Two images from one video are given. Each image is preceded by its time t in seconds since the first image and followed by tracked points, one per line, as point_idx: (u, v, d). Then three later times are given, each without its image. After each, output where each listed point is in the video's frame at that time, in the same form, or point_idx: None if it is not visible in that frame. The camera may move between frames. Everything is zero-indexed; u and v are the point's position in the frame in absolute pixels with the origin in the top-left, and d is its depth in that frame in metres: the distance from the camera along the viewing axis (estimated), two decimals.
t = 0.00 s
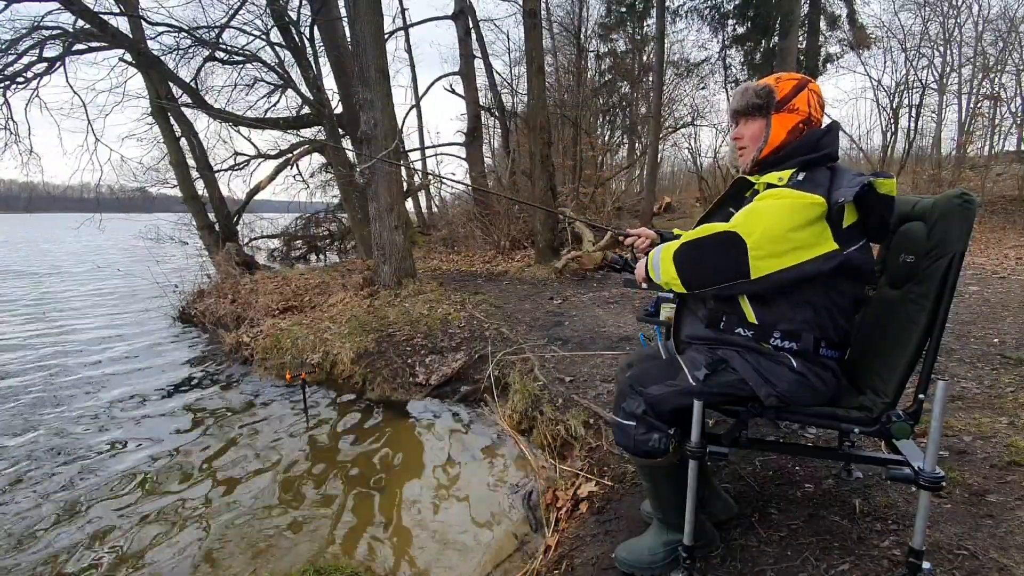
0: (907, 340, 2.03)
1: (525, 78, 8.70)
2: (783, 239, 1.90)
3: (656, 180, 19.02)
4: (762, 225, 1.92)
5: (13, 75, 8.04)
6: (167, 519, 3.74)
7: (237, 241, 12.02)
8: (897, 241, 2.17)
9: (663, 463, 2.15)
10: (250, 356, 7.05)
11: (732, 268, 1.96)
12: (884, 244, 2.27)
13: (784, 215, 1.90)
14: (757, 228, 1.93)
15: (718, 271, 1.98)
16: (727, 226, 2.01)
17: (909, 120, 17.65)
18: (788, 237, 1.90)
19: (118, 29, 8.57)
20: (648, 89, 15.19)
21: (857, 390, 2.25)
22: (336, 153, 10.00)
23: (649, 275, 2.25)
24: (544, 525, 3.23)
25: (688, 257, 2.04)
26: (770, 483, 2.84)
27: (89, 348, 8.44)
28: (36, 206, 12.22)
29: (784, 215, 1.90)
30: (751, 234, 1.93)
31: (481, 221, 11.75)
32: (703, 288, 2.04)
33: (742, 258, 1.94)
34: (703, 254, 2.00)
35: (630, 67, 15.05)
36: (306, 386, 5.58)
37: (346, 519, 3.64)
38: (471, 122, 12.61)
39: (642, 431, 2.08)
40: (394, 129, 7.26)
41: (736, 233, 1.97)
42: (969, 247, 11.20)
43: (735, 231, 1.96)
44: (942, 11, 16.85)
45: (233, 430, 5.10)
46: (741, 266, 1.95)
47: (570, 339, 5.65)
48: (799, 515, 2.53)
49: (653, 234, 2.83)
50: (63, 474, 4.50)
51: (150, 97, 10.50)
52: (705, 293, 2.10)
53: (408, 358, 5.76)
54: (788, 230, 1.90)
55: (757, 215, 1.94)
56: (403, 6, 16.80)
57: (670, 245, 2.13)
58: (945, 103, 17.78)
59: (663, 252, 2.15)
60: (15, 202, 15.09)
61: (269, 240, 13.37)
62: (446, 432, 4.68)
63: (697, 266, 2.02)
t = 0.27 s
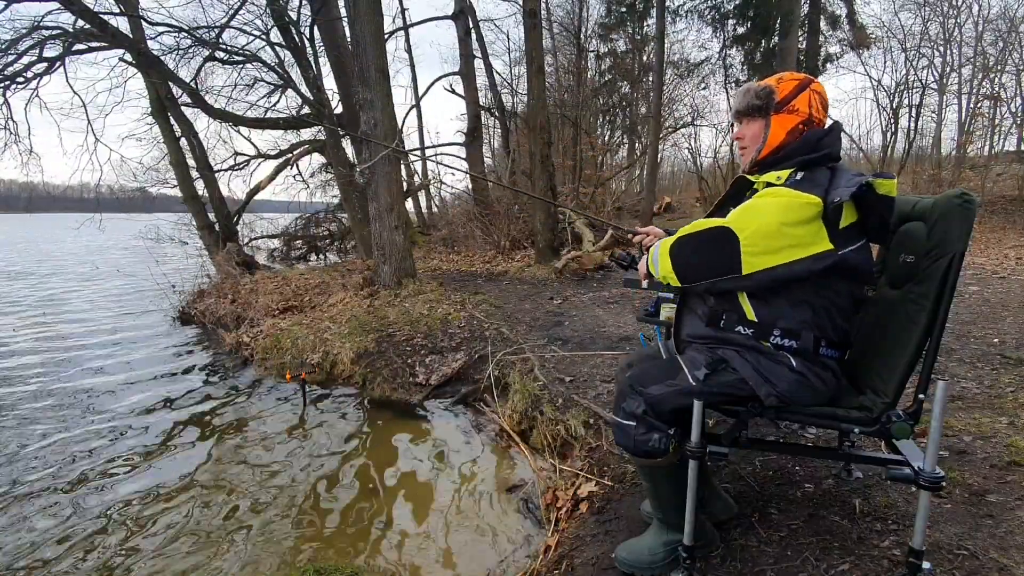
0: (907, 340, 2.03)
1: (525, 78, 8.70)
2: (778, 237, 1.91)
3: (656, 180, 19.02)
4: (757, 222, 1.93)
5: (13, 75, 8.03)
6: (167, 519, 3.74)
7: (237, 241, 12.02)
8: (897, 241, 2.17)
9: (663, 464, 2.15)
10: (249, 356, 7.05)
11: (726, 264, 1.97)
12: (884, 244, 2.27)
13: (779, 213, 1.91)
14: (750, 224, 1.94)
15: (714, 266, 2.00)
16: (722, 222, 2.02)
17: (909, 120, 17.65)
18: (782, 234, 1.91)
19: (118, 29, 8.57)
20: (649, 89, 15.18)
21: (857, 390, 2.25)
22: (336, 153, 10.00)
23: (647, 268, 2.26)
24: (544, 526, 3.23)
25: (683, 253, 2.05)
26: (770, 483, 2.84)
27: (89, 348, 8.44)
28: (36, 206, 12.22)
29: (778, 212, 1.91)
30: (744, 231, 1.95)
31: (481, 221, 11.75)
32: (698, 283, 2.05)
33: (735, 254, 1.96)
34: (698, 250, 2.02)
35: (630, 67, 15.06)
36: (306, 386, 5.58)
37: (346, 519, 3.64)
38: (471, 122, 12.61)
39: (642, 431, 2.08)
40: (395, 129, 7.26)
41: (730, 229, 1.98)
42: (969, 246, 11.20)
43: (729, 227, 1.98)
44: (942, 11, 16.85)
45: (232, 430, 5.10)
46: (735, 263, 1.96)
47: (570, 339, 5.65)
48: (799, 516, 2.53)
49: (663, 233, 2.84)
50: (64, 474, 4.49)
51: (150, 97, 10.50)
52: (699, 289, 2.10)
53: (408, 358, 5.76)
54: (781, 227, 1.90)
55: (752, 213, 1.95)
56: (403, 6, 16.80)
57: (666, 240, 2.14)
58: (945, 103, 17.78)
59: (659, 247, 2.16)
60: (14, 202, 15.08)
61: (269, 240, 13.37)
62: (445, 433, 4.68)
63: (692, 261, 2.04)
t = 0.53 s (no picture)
0: (907, 340, 2.03)
1: (525, 78, 8.71)
2: (775, 235, 1.92)
3: (656, 180, 19.02)
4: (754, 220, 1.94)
5: (13, 75, 8.04)
6: (167, 519, 3.74)
7: (237, 241, 12.02)
8: (897, 241, 2.17)
9: (663, 464, 2.15)
10: (249, 356, 7.05)
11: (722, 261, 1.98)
12: (883, 244, 2.27)
13: (775, 211, 1.92)
14: (744, 221, 1.95)
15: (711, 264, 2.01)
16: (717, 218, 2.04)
17: (909, 120, 17.65)
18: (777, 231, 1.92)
19: (118, 29, 8.58)
20: (649, 89, 15.18)
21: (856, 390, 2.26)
22: (336, 153, 10.00)
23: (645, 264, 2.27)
24: (544, 526, 3.23)
25: (680, 249, 2.06)
26: (770, 483, 2.84)
27: (89, 348, 8.44)
28: (36, 206, 12.23)
29: (772, 210, 1.92)
30: (738, 228, 1.96)
31: (481, 221, 11.75)
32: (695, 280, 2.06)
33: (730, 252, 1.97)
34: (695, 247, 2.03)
35: (630, 67, 15.07)
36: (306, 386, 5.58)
37: (346, 519, 3.64)
38: (471, 122, 12.62)
39: (642, 431, 2.08)
40: (394, 129, 7.26)
41: (725, 226, 1.99)
42: (969, 246, 11.20)
43: (725, 225, 1.99)
44: (942, 11, 16.84)
45: (232, 430, 5.10)
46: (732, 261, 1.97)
47: (570, 339, 5.65)
48: (799, 516, 2.53)
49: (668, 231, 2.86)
50: (64, 474, 4.50)
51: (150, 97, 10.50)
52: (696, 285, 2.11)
53: (408, 358, 5.77)
54: (775, 224, 1.92)
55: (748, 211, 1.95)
56: (403, 6, 16.80)
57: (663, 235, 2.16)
58: (945, 103, 17.76)
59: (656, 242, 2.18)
60: (14, 202, 15.08)
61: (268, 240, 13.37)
62: (445, 433, 4.68)
63: (689, 258, 2.04)
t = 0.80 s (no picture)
0: (906, 341, 2.03)
1: (525, 78, 8.71)
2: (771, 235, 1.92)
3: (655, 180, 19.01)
4: (749, 219, 1.93)
5: (13, 76, 8.04)
6: (167, 519, 3.74)
7: (237, 241, 12.03)
8: (896, 241, 2.17)
9: (663, 464, 2.15)
10: (249, 356, 7.05)
11: (719, 261, 1.98)
12: (883, 244, 2.27)
13: (770, 210, 1.92)
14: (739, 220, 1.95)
15: (708, 263, 2.01)
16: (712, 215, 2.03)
17: (909, 120, 17.65)
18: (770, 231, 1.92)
19: (117, 29, 8.58)
20: (648, 89, 15.19)
21: (856, 390, 2.26)
22: (336, 153, 10.01)
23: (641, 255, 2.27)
24: (544, 525, 3.23)
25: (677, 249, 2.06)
26: (770, 483, 2.84)
27: (89, 348, 8.44)
28: (36, 206, 12.24)
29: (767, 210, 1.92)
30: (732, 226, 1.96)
31: (481, 221, 11.75)
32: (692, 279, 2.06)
33: (725, 252, 1.97)
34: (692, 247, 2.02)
35: (630, 67, 15.07)
36: (306, 385, 5.58)
37: (346, 518, 3.65)
38: (471, 122, 12.62)
39: (642, 431, 2.08)
40: (395, 129, 7.26)
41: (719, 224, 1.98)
42: (969, 246, 11.20)
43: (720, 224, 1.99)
44: (942, 11, 16.84)
45: (233, 430, 5.10)
46: (729, 260, 1.97)
47: (570, 339, 5.65)
48: (799, 516, 2.53)
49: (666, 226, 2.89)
50: (63, 474, 4.49)
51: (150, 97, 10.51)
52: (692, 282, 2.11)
53: (408, 358, 5.77)
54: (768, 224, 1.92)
55: (743, 211, 1.95)
56: (403, 6, 16.78)
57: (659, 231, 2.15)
58: (945, 103, 17.76)
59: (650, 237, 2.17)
60: (14, 202, 15.07)
61: (268, 240, 13.37)
62: (445, 433, 4.68)
63: (687, 257, 2.04)
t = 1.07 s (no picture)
0: (906, 341, 2.03)
1: (525, 78, 8.71)
2: (768, 235, 1.92)
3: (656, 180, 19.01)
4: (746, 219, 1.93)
5: (13, 76, 8.04)
6: (167, 519, 3.74)
7: (237, 241, 12.03)
8: (897, 241, 2.17)
9: (663, 464, 2.15)
10: (249, 356, 7.06)
11: (716, 261, 1.99)
12: (884, 245, 2.27)
13: (768, 211, 1.92)
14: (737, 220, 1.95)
15: (706, 264, 2.01)
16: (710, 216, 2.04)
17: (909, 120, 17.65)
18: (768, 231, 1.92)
19: (117, 29, 8.59)
20: (648, 89, 15.18)
21: (856, 390, 2.26)
22: (336, 153, 10.01)
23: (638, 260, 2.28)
24: (544, 525, 3.23)
25: (675, 250, 2.07)
26: (770, 483, 2.84)
27: (89, 348, 8.43)
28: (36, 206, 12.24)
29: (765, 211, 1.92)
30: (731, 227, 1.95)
31: (481, 221, 11.75)
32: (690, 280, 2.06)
33: (723, 252, 1.97)
34: (690, 248, 2.03)
35: (630, 67, 15.07)
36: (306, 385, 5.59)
37: (345, 518, 3.64)
38: (471, 122, 12.62)
39: (642, 431, 2.08)
40: (395, 129, 7.26)
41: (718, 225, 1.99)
42: (969, 246, 11.20)
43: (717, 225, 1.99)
44: (942, 11, 16.83)
45: (233, 430, 5.09)
46: (726, 260, 1.97)
47: (570, 339, 5.65)
48: (799, 516, 2.53)
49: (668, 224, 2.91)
50: (63, 474, 4.49)
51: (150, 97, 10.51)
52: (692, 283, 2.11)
53: (408, 358, 5.77)
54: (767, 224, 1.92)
55: (741, 211, 1.95)
56: (403, 6, 16.75)
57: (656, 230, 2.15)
58: (945, 103, 17.76)
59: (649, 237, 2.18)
60: (14, 202, 15.06)
61: (268, 240, 13.37)
62: (446, 433, 4.68)
63: (684, 258, 2.05)
